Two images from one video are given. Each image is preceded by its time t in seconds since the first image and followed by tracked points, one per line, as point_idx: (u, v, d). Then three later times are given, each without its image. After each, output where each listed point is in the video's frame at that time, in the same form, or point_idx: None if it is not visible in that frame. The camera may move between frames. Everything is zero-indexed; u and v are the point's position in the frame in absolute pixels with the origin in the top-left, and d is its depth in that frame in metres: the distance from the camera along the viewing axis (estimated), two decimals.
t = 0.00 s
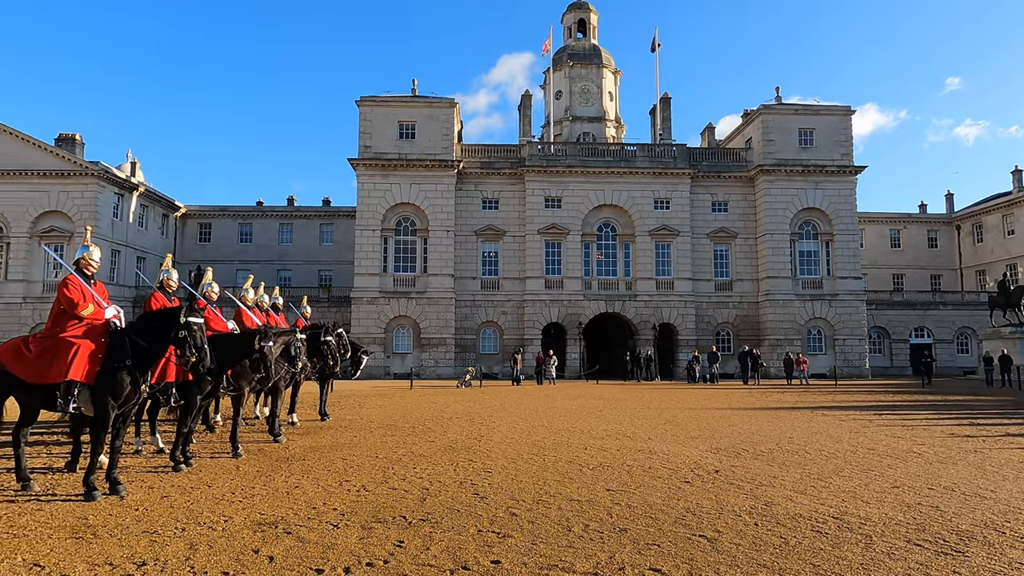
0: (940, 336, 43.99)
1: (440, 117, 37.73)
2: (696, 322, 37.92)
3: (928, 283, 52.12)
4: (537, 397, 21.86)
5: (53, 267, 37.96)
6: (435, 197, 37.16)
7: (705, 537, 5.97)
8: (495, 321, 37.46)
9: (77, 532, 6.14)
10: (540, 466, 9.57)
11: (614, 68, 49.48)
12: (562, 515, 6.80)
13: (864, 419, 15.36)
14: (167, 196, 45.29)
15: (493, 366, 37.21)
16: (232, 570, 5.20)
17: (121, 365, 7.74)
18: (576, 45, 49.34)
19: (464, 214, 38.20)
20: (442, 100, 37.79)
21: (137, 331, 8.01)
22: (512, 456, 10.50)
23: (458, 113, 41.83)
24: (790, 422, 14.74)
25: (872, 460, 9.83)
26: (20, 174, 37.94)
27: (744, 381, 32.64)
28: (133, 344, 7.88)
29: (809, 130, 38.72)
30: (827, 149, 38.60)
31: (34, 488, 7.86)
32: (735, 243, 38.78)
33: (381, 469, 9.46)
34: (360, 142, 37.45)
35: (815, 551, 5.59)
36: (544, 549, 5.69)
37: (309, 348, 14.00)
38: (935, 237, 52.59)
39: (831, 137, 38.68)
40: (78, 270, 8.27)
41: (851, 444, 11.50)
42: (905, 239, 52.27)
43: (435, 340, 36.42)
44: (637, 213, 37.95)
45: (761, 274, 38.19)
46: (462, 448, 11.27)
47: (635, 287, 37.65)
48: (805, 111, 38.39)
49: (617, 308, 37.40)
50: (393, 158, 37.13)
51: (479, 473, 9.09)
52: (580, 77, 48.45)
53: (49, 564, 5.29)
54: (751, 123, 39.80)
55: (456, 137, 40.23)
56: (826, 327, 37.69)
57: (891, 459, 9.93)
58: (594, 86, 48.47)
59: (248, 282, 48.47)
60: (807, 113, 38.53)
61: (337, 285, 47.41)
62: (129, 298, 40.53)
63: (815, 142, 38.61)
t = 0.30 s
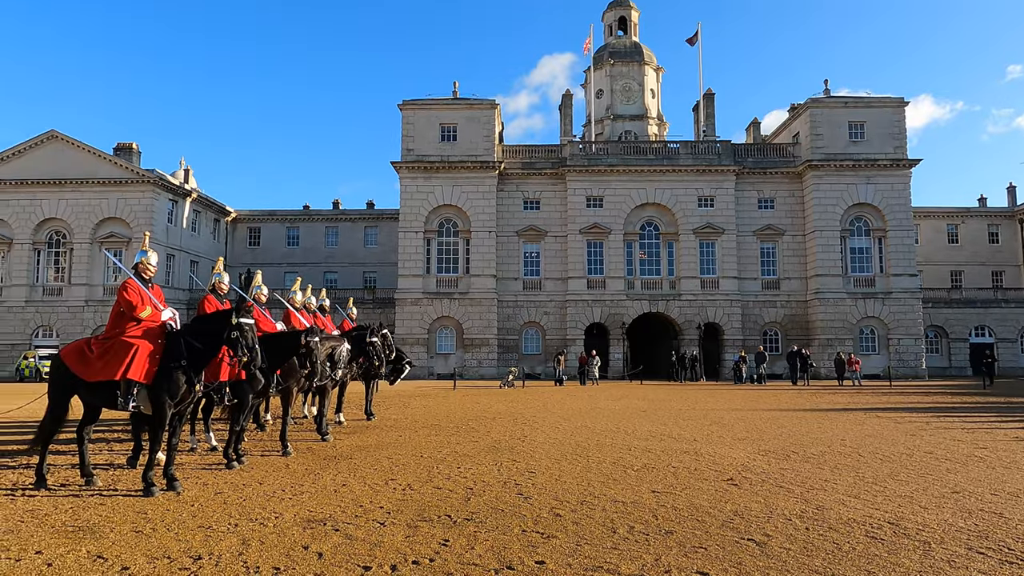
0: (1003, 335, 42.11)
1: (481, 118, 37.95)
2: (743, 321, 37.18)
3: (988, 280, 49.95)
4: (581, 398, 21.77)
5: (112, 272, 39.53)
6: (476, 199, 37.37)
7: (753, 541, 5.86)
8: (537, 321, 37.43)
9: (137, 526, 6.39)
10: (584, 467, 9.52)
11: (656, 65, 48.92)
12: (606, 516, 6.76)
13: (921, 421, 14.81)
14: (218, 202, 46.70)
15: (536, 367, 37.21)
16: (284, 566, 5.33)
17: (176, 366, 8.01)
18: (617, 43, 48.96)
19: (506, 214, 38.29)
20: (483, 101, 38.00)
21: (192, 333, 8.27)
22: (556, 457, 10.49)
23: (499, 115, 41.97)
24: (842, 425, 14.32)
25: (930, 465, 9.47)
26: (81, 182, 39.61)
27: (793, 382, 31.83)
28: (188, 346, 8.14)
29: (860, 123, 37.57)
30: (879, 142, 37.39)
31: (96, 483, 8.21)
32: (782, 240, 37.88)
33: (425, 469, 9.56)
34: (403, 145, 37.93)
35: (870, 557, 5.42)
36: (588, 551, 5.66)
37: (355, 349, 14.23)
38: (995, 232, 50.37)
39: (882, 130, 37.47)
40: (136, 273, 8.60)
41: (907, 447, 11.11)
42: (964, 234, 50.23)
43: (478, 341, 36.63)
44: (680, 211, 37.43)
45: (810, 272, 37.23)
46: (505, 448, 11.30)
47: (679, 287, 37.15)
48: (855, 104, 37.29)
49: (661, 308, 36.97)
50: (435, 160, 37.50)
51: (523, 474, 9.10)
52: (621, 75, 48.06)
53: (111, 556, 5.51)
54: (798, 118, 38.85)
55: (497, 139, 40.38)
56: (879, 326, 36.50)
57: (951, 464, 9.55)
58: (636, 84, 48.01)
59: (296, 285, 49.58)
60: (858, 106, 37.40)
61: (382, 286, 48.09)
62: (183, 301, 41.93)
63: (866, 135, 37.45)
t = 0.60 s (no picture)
0: None
1: (518, 118, 38.00)
2: (787, 321, 36.39)
3: None
4: (621, 398, 21.59)
5: (163, 275, 40.86)
6: (514, 199, 37.43)
7: (801, 546, 5.72)
8: (576, 321, 37.27)
9: (188, 521, 6.60)
10: (625, 468, 9.44)
11: (696, 60, 48.24)
12: (648, 518, 6.69)
13: (977, 424, 14.26)
14: (263, 206, 47.84)
15: (575, 367, 37.07)
16: (329, 562, 5.43)
17: (225, 366, 8.21)
18: (655, 39, 48.44)
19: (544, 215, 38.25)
20: (520, 102, 38.05)
21: (239, 334, 8.48)
22: (596, 457, 10.43)
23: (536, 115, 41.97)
24: (893, 427, 13.88)
25: (988, 469, 9.10)
26: (134, 189, 41.03)
27: (841, 383, 30.97)
28: (235, 346, 8.34)
29: (909, 115, 36.39)
30: (930, 135, 36.15)
31: (150, 479, 8.51)
32: (828, 237, 36.93)
33: (466, 468, 9.61)
34: (441, 147, 38.24)
35: (924, 564, 5.24)
36: (631, 552, 5.61)
37: (396, 349, 14.38)
38: None
39: (933, 122, 36.22)
40: (187, 277, 8.87)
41: (963, 451, 10.70)
42: (1022, 229, 48.16)
43: (516, 341, 36.67)
44: (721, 208, 36.83)
45: (857, 270, 36.22)
46: (546, 449, 11.28)
47: (721, 285, 36.56)
48: (904, 95, 36.14)
49: (702, 308, 36.43)
50: (473, 162, 37.71)
51: (563, 474, 9.07)
52: (659, 72, 47.56)
53: (164, 550, 5.70)
54: (844, 111, 37.85)
55: (535, 139, 40.36)
56: (931, 324, 35.30)
57: (1011, 468, 9.16)
58: (675, 81, 47.43)
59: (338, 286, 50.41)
60: (906, 97, 36.22)
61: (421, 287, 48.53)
62: (230, 303, 43.07)
63: (915, 128, 36.26)
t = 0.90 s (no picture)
0: None
1: (551, 118, 37.97)
2: (827, 319, 35.60)
3: None
4: (656, 398, 21.39)
5: (205, 277, 41.88)
6: (547, 199, 37.38)
7: (844, 550, 5.59)
8: (610, 321, 37.04)
9: (230, 517, 6.74)
10: (662, 469, 9.34)
11: (731, 55, 47.53)
12: (685, 520, 6.61)
13: None
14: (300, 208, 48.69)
15: (610, 367, 36.82)
16: (366, 560, 5.49)
17: (264, 365, 8.40)
18: (689, 35, 47.87)
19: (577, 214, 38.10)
20: (553, 101, 37.98)
21: (278, 333, 8.66)
22: (633, 457, 10.35)
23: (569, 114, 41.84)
24: (939, 428, 13.47)
25: None
26: (176, 194, 42.17)
27: (884, 383, 30.16)
28: (274, 346, 8.52)
29: (954, 107, 35.29)
30: (977, 126, 35.00)
31: (194, 476, 8.73)
32: (869, 233, 36.00)
33: (501, 468, 9.62)
34: (474, 147, 38.42)
35: (974, 570, 5.06)
36: (668, 554, 5.55)
37: (431, 349, 14.49)
38: None
39: (980, 113, 35.05)
40: (227, 278, 9.06)
41: (1015, 453, 10.32)
42: None
43: (550, 340, 36.61)
44: (759, 205, 36.20)
45: (901, 267, 35.24)
46: (581, 449, 11.24)
47: (758, 284, 35.94)
48: (949, 86, 35.06)
49: (738, 306, 35.87)
50: (506, 162, 37.77)
51: (598, 474, 9.03)
52: (693, 68, 47.00)
53: (207, 545, 5.84)
54: (886, 104, 36.90)
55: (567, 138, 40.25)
56: (979, 322, 34.16)
57: None
58: (709, 77, 46.80)
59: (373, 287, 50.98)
60: (951, 88, 35.14)
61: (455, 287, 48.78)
62: (268, 304, 43.92)
63: (961, 120, 35.14)
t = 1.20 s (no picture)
0: None
1: (578, 116, 37.86)
2: (863, 318, 34.87)
3: None
4: (687, 398, 21.18)
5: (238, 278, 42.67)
6: (575, 197, 37.26)
7: (884, 554, 5.46)
8: (640, 320, 36.78)
9: (265, 515, 6.86)
10: (694, 469, 9.24)
11: (761, 50, 46.83)
12: (718, 521, 6.51)
13: None
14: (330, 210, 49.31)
15: (639, 367, 36.53)
16: (398, 558, 5.52)
17: (296, 364, 8.51)
18: (719, 30, 47.29)
19: (605, 213, 37.89)
20: (580, 100, 37.85)
21: (310, 334, 8.79)
22: (664, 458, 10.25)
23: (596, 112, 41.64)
24: (982, 429, 13.08)
25: None
26: (210, 197, 43.02)
27: (922, 382, 29.37)
28: (306, 346, 8.66)
29: (995, 98, 34.31)
30: (1019, 118, 33.95)
31: (229, 474, 8.88)
32: (907, 229, 35.14)
33: (532, 467, 9.62)
34: (502, 147, 38.48)
35: None
36: (701, 556, 5.48)
37: (461, 348, 14.55)
38: None
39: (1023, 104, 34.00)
40: (259, 279, 9.22)
41: None
42: None
43: (579, 340, 36.48)
44: (791, 202, 35.60)
45: (940, 263, 34.34)
46: (611, 449, 11.17)
47: (790, 282, 35.33)
48: (990, 77, 34.09)
49: (770, 305, 35.31)
50: (533, 161, 37.75)
51: (629, 474, 8.96)
52: (723, 63, 46.41)
53: (243, 542, 5.93)
54: (923, 97, 36.02)
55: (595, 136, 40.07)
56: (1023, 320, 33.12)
57: None
58: (739, 72, 46.17)
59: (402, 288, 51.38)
60: (992, 79, 34.16)
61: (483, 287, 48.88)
62: (300, 304, 44.56)
63: (1003, 111, 34.13)
